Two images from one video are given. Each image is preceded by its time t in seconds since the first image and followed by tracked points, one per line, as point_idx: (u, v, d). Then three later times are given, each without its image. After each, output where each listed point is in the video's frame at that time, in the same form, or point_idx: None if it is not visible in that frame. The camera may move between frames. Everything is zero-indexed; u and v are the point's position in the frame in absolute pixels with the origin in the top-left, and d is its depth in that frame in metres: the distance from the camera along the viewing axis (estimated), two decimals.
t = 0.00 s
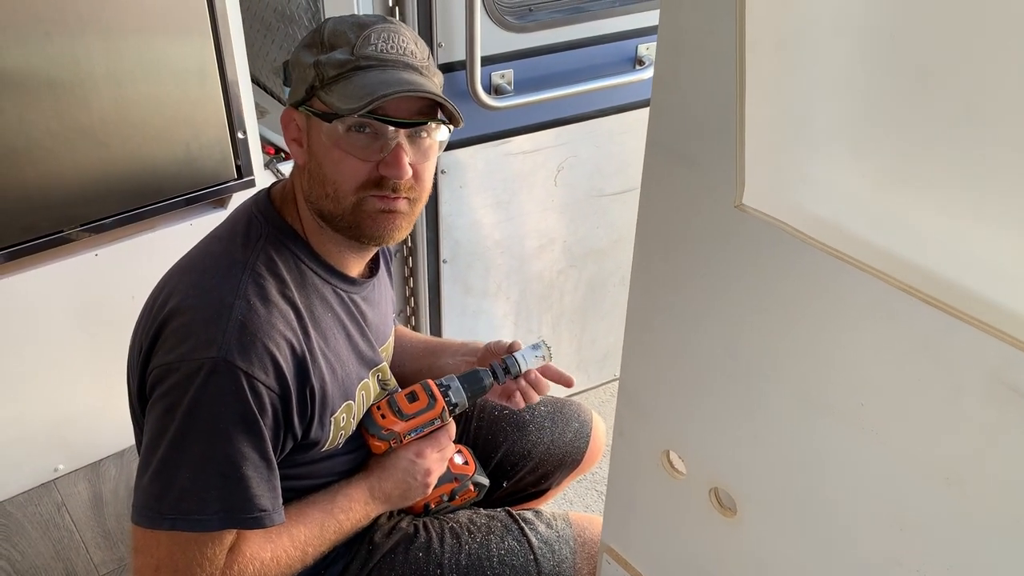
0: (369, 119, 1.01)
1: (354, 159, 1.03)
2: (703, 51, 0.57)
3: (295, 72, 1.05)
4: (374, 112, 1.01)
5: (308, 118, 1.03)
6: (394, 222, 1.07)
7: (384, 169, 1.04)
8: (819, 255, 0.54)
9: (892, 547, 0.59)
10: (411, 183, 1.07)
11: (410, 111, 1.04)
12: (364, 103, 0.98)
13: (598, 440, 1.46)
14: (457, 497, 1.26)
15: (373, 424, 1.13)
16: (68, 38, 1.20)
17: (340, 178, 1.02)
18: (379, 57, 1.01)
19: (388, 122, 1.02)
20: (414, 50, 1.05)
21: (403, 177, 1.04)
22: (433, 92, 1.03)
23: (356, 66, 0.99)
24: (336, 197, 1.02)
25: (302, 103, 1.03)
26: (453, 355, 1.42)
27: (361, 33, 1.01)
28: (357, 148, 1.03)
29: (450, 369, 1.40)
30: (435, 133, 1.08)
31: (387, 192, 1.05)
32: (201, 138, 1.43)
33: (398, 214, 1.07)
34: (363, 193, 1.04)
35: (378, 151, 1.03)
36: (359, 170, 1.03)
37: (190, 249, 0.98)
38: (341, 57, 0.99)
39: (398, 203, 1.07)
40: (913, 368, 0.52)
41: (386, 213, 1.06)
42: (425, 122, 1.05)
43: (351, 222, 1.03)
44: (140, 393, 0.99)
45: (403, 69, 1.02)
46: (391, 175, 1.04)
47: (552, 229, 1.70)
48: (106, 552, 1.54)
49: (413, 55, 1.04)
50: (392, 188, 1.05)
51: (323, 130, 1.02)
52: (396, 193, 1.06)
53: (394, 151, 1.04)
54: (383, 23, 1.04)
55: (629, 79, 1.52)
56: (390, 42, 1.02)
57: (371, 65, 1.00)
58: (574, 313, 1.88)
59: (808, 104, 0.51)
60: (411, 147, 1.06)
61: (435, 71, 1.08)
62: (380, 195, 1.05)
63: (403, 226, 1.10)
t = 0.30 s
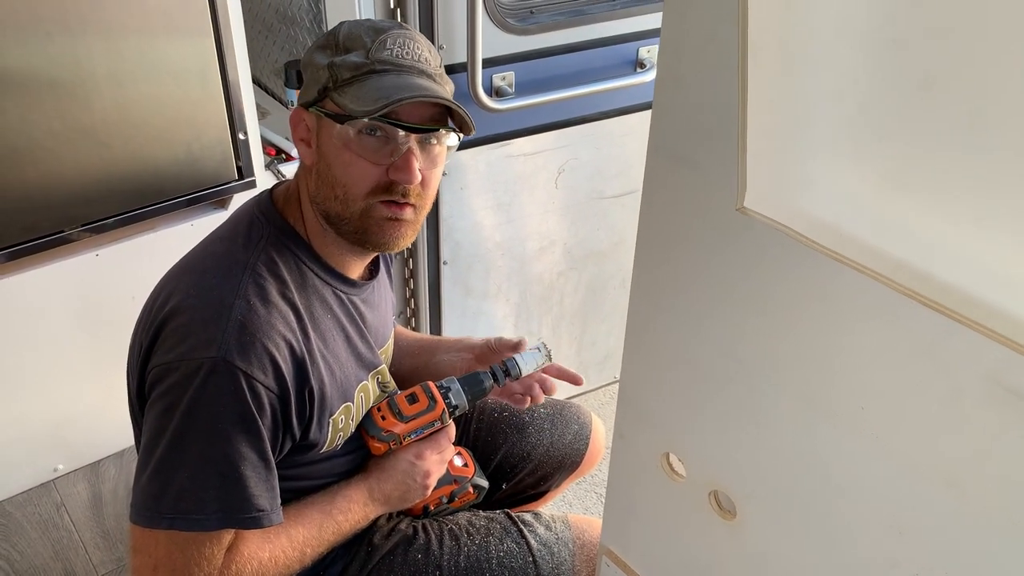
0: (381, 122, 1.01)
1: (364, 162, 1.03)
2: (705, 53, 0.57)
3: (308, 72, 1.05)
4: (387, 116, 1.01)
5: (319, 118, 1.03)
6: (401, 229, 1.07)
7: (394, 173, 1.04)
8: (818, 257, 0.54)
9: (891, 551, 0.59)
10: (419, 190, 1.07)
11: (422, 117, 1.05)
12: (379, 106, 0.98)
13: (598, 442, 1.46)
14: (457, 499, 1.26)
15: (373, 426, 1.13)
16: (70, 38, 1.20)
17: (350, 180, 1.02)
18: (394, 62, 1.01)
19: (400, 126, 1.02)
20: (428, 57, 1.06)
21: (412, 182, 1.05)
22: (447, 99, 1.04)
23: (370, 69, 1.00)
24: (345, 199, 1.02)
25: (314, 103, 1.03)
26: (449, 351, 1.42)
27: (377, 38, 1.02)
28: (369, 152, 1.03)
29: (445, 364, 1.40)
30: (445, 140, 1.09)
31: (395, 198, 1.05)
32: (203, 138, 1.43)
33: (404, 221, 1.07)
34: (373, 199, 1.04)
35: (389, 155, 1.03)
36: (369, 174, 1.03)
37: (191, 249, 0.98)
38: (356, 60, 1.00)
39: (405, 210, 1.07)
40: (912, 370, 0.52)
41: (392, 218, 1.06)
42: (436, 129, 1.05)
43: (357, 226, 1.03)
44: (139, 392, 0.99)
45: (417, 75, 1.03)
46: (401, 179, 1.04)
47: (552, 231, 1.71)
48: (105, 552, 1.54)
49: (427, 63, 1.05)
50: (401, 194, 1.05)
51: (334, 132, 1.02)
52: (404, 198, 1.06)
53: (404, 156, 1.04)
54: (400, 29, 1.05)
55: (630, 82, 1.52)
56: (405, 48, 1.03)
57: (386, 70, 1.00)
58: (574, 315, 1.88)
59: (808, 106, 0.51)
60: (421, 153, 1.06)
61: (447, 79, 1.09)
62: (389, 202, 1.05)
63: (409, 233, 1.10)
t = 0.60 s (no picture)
0: (384, 119, 1.01)
1: (366, 159, 1.03)
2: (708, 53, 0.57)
3: (311, 70, 1.05)
4: (390, 112, 1.01)
5: (322, 116, 1.04)
6: (403, 226, 1.07)
7: (397, 170, 1.04)
8: (820, 257, 0.54)
9: (892, 551, 0.59)
10: (421, 186, 1.07)
11: (425, 114, 1.05)
12: (381, 102, 0.98)
13: (599, 443, 1.46)
14: (458, 499, 1.26)
15: (376, 425, 1.13)
16: (74, 36, 1.21)
17: (351, 177, 1.03)
18: (397, 59, 1.01)
19: (403, 123, 1.03)
20: (431, 55, 1.06)
21: (414, 179, 1.05)
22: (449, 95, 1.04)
23: (373, 66, 1.00)
24: (347, 196, 1.02)
25: (317, 101, 1.03)
26: (449, 352, 1.42)
27: (380, 36, 1.02)
28: (371, 149, 1.03)
29: (444, 365, 1.40)
30: (448, 137, 1.09)
31: (397, 195, 1.05)
32: (206, 138, 1.44)
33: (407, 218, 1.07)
34: (374, 195, 1.04)
35: (391, 152, 1.03)
36: (371, 170, 1.03)
37: (193, 248, 0.98)
38: (359, 58, 1.00)
39: (408, 206, 1.07)
40: (914, 371, 0.51)
41: (395, 215, 1.06)
42: (439, 125, 1.06)
43: (359, 223, 1.03)
44: (141, 390, 0.99)
45: (420, 72, 1.03)
46: (403, 176, 1.04)
47: (554, 232, 1.71)
48: (107, 550, 1.54)
49: (430, 60, 1.05)
50: (403, 191, 1.05)
51: (337, 130, 1.02)
52: (406, 196, 1.06)
53: (407, 152, 1.04)
54: (402, 28, 1.05)
55: (632, 83, 1.52)
56: (408, 46, 1.03)
57: (389, 66, 1.00)
58: (576, 316, 1.88)
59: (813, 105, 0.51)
60: (424, 150, 1.06)
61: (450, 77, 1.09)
62: (391, 198, 1.05)
63: (412, 230, 1.10)
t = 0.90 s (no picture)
0: (386, 121, 1.01)
1: (368, 160, 1.03)
2: (710, 55, 0.57)
3: (314, 71, 1.05)
4: (392, 115, 1.01)
5: (324, 117, 1.04)
6: (405, 226, 1.07)
7: (398, 172, 1.04)
8: (822, 259, 0.54)
9: (893, 553, 0.59)
10: (424, 187, 1.07)
11: (427, 116, 1.05)
12: (383, 104, 0.98)
13: (601, 443, 1.46)
14: (459, 498, 1.27)
15: (378, 424, 1.13)
16: (78, 34, 1.21)
17: (353, 178, 1.03)
18: (399, 60, 1.01)
19: (405, 126, 1.03)
20: (434, 57, 1.06)
21: (416, 181, 1.05)
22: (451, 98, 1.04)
23: (375, 68, 1.00)
24: (349, 197, 1.02)
25: (320, 102, 1.03)
26: (453, 353, 1.42)
27: (383, 37, 1.02)
28: (373, 151, 1.03)
29: (448, 367, 1.40)
30: (450, 138, 1.09)
31: (399, 196, 1.06)
32: (210, 136, 1.44)
33: (409, 217, 1.08)
34: (376, 196, 1.04)
35: (393, 154, 1.03)
36: (372, 172, 1.03)
37: (197, 248, 0.98)
38: (362, 59, 1.00)
39: (410, 207, 1.07)
40: (915, 374, 0.51)
41: (398, 215, 1.06)
42: (441, 127, 1.06)
43: (362, 224, 1.04)
44: (145, 389, 0.99)
45: (422, 74, 1.03)
46: (405, 178, 1.05)
47: (557, 231, 1.71)
48: (110, 547, 1.54)
49: (432, 61, 1.05)
50: (405, 192, 1.06)
51: (339, 131, 1.02)
52: (409, 197, 1.06)
53: (409, 154, 1.04)
54: (405, 28, 1.05)
55: (636, 83, 1.52)
56: (411, 47, 1.03)
57: (392, 68, 1.01)
58: (579, 315, 1.89)
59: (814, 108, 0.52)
60: (426, 151, 1.06)
61: (452, 78, 1.09)
62: (394, 199, 1.05)
63: (415, 229, 1.10)
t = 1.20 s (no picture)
0: (381, 129, 1.01)
1: (363, 166, 1.02)
2: (720, 52, 0.56)
3: (320, 70, 1.05)
4: (387, 122, 1.00)
5: (326, 118, 1.04)
6: (402, 227, 1.07)
7: (393, 179, 1.03)
8: (831, 257, 0.54)
9: (901, 553, 0.58)
10: (420, 195, 1.06)
11: (425, 124, 1.03)
12: (374, 113, 0.98)
13: (608, 442, 1.46)
14: (465, 496, 1.26)
15: (384, 421, 1.13)
16: (88, 32, 1.21)
17: (350, 183, 1.02)
18: (398, 66, 1.00)
19: (401, 134, 1.02)
20: (437, 61, 1.05)
21: (410, 189, 1.04)
22: (448, 107, 1.02)
23: (374, 72, 1.00)
24: (345, 201, 1.02)
25: (322, 103, 1.04)
26: (458, 350, 1.42)
27: (385, 40, 1.02)
28: (370, 156, 1.02)
29: (453, 365, 1.40)
30: (451, 145, 1.07)
31: (395, 202, 1.05)
32: (218, 135, 1.44)
33: (406, 221, 1.07)
34: (373, 201, 1.04)
35: (388, 160, 1.03)
36: (368, 178, 1.03)
37: (204, 245, 0.98)
38: (362, 62, 1.00)
39: (407, 213, 1.06)
40: (924, 373, 0.51)
41: (394, 218, 1.06)
42: (439, 135, 1.04)
43: (359, 227, 1.04)
44: (152, 387, 0.99)
45: (421, 80, 1.02)
46: (399, 186, 1.03)
47: (563, 231, 1.71)
48: (116, 544, 1.55)
49: (434, 67, 1.04)
50: (400, 199, 1.04)
51: (338, 135, 1.02)
52: (404, 204, 1.05)
53: (403, 162, 1.03)
54: (409, 32, 1.04)
55: (643, 82, 1.52)
56: (412, 52, 1.03)
57: (390, 73, 1.00)
58: (585, 315, 1.88)
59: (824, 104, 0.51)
60: (422, 159, 1.05)
61: (457, 83, 1.08)
62: (390, 205, 1.05)
63: (411, 233, 1.09)
